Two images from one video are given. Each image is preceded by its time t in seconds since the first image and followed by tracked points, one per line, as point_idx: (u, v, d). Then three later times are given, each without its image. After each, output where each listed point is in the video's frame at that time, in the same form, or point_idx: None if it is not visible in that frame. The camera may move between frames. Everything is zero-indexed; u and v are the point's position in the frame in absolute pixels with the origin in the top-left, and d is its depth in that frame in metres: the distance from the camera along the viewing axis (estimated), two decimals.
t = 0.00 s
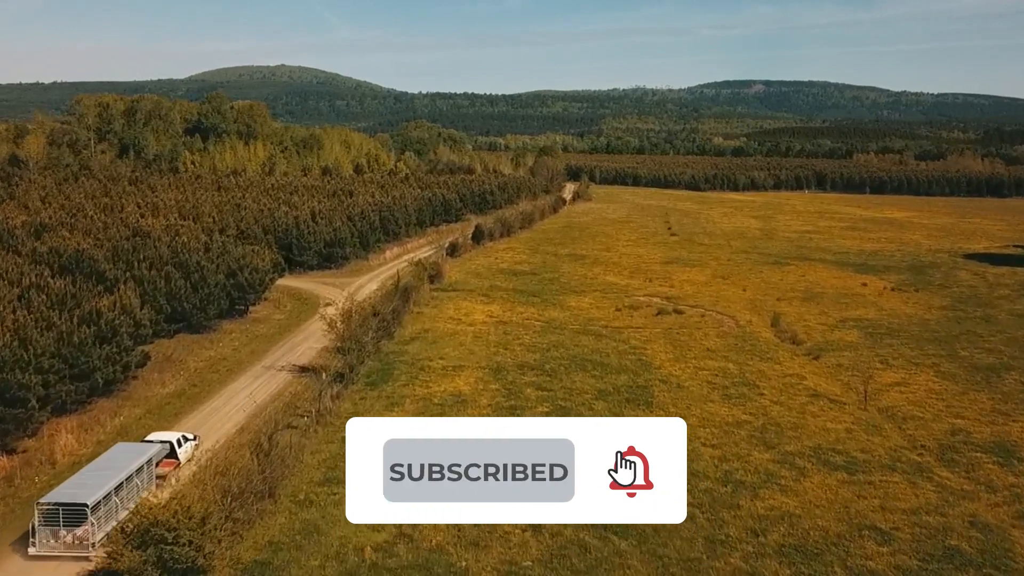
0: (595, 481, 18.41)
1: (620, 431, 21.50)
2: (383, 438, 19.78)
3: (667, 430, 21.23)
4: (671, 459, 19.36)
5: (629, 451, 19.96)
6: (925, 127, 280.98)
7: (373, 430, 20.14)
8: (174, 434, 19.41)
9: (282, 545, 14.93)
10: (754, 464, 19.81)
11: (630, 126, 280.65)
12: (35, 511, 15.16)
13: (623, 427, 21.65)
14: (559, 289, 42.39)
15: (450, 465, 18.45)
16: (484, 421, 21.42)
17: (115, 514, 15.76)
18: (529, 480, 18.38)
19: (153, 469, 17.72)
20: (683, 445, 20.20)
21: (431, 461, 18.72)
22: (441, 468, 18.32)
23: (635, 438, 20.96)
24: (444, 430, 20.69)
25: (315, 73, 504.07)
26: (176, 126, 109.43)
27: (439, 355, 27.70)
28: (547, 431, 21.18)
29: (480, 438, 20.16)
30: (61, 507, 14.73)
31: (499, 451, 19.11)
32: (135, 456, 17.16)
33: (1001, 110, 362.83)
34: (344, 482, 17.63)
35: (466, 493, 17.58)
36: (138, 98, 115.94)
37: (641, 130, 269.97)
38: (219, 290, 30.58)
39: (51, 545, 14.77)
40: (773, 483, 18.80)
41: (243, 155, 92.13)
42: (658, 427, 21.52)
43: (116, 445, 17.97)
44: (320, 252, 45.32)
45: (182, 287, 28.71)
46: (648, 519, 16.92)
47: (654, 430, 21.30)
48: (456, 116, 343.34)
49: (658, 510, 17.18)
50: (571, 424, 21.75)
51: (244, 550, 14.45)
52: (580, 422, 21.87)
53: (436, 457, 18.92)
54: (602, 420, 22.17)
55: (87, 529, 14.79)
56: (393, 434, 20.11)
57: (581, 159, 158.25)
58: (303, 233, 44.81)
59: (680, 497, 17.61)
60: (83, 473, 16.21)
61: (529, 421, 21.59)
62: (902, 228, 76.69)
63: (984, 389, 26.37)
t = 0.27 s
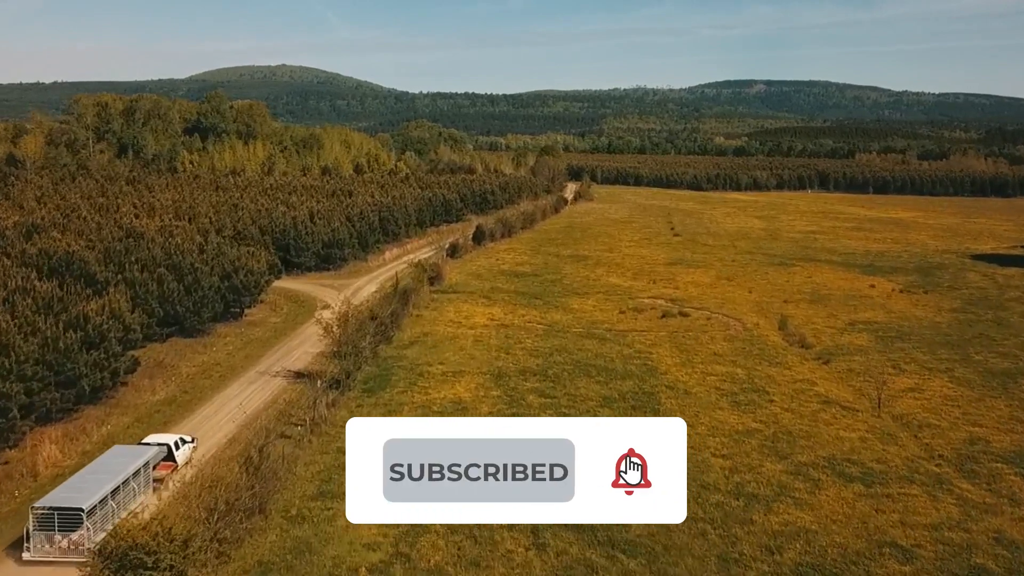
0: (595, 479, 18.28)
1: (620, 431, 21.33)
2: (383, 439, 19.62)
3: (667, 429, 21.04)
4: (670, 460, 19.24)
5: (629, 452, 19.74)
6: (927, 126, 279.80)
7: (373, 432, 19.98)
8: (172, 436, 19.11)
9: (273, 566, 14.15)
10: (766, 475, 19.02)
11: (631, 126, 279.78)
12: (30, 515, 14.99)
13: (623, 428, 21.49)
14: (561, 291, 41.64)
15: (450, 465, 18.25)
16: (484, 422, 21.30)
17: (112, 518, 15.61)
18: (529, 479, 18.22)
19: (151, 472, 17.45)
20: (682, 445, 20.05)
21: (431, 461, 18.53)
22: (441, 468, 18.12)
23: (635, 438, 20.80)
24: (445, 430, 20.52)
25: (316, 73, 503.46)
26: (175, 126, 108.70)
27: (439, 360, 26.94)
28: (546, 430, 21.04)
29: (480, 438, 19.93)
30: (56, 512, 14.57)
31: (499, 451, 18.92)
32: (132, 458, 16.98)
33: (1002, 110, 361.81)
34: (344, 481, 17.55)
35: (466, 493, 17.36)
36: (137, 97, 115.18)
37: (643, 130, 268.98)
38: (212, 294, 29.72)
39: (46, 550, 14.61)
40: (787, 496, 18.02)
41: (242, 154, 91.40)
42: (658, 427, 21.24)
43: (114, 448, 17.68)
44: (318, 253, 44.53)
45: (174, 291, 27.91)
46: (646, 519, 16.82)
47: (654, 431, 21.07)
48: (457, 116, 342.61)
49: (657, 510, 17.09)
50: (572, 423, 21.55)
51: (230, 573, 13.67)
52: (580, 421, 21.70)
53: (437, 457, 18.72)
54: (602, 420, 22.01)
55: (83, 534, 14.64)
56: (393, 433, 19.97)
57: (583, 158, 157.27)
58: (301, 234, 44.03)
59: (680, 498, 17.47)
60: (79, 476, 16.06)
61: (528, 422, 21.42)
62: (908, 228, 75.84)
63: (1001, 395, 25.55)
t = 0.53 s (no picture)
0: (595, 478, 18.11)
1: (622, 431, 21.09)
2: (382, 439, 19.58)
3: (668, 430, 20.97)
4: (670, 459, 19.02)
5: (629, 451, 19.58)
6: (929, 126, 278.40)
7: (372, 431, 19.91)
8: (169, 439, 18.66)
9: None
10: (778, 488, 18.21)
11: (632, 126, 278.60)
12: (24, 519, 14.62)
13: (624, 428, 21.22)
14: (564, 293, 40.86)
15: (450, 465, 18.15)
16: (484, 422, 21.03)
17: (108, 522, 15.22)
18: (529, 480, 18.00)
19: (148, 475, 17.02)
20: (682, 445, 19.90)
21: (431, 461, 18.45)
22: (441, 468, 18.03)
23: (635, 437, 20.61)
24: (445, 430, 20.38)
25: (317, 73, 502.47)
26: (174, 125, 107.79)
27: (438, 364, 26.15)
28: (547, 431, 20.78)
29: (481, 438, 19.77)
30: (50, 517, 14.19)
31: (499, 451, 18.80)
32: (130, 460, 16.57)
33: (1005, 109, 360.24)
34: (344, 482, 17.42)
35: (466, 493, 17.19)
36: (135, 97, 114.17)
37: (644, 129, 267.82)
38: (206, 297, 28.95)
39: (39, 555, 14.22)
40: (801, 510, 17.21)
41: (240, 154, 90.54)
42: (658, 428, 21.17)
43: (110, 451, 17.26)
44: (316, 254, 43.67)
45: (167, 294, 27.16)
46: (646, 519, 16.65)
47: (654, 432, 20.93)
48: (458, 116, 341.62)
49: (656, 511, 16.85)
50: (571, 423, 21.35)
51: None
52: (581, 422, 21.49)
53: (437, 457, 18.63)
54: (603, 420, 21.76)
55: (77, 539, 14.24)
56: (393, 433, 19.95)
57: (584, 158, 156.11)
58: (298, 235, 43.21)
59: (679, 498, 17.28)
60: (76, 479, 15.67)
61: (528, 422, 21.18)
62: (913, 228, 74.99)
63: (1018, 401, 24.78)
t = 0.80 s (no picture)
0: (596, 477, 18.05)
1: (621, 430, 20.96)
2: (383, 438, 19.26)
3: (667, 429, 20.91)
4: (671, 460, 19.04)
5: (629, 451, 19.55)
6: (932, 125, 277.19)
7: (372, 430, 19.56)
8: (165, 440, 18.30)
9: None
10: (793, 501, 17.40)
11: (633, 125, 277.59)
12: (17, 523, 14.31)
13: (625, 427, 21.06)
14: (566, 294, 40.11)
15: (450, 465, 17.92)
16: (484, 422, 20.75)
17: (102, 526, 14.92)
18: (530, 479, 17.85)
19: (144, 477, 16.68)
20: (682, 445, 19.91)
21: (431, 461, 18.20)
22: (441, 468, 17.80)
23: (635, 437, 20.58)
24: (445, 430, 20.04)
25: (317, 72, 501.69)
26: (172, 125, 106.93)
27: (437, 369, 25.35)
28: (546, 430, 20.68)
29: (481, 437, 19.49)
30: (43, 521, 13.89)
31: (500, 451, 18.60)
32: (125, 463, 16.25)
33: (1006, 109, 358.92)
34: (344, 485, 17.15)
35: (466, 494, 17.03)
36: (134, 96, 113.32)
37: (645, 129, 266.73)
38: (199, 299, 28.16)
39: (33, 560, 13.92)
40: (818, 525, 16.41)
41: (239, 153, 89.75)
42: (658, 427, 21.15)
43: (104, 453, 16.90)
44: (314, 255, 42.89)
45: (158, 297, 26.38)
46: (647, 518, 16.55)
47: (654, 432, 20.89)
48: (459, 116, 340.72)
49: (657, 511, 16.76)
50: (570, 422, 21.21)
51: None
52: (581, 421, 21.32)
53: (437, 458, 18.38)
54: (603, 420, 21.54)
55: (71, 543, 13.95)
56: (393, 433, 19.62)
57: (586, 158, 155.06)
58: (295, 236, 42.43)
59: (679, 498, 17.22)
60: (70, 481, 15.35)
61: (528, 422, 20.98)
62: (918, 228, 74.18)
63: None
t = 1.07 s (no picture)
0: (595, 478, 18.05)
1: (622, 431, 20.92)
2: (383, 438, 19.46)
3: (667, 431, 20.92)
4: (671, 460, 19.16)
5: (629, 452, 19.57)
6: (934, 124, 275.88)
7: (373, 429, 19.80)
8: (162, 442, 18.01)
9: None
10: (806, 515, 16.65)
11: (635, 125, 276.51)
12: (9, 527, 13.91)
13: (625, 427, 21.08)
14: (568, 296, 39.45)
15: (450, 465, 18.15)
16: (483, 421, 20.84)
17: (97, 530, 14.57)
18: (529, 479, 17.97)
19: (140, 480, 16.35)
20: (682, 445, 19.97)
21: (431, 461, 18.44)
22: (441, 468, 18.04)
23: (635, 437, 20.65)
24: (445, 430, 20.24)
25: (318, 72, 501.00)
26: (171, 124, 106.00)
27: (435, 375, 24.60)
28: (547, 431, 20.64)
29: (480, 438, 19.69)
30: (36, 525, 13.51)
31: (499, 451, 18.82)
32: (120, 465, 15.89)
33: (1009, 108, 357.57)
34: (344, 481, 17.31)
35: (466, 493, 17.21)
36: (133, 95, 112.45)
37: (647, 129, 265.73)
38: (192, 302, 27.45)
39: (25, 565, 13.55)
40: (833, 541, 15.66)
41: (238, 153, 88.96)
42: (657, 429, 21.17)
43: (98, 456, 16.51)
44: (311, 255, 42.16)
45: (150, 299, 25.63)
46: (646, 518, 16.51)
47: (654, 434, 20.91)
48: (460, 116, 339.74)
49: (657, 510, 16.76)
50: (571, 422, 21.13)
51: None
52: (581, 421, 21.22)
53: (437, 458, 18.65)
54: (603, 420, 21.51)
55: (65, 548, 13.59)
56: (394, 431, 19.86)
57: (588, 157, 154.13)
58: (292, 237, 41.67)
59: (679, 498, 17.19)
60: (64, 484, 14.99)
61: (528, 422, 20.94)
62: (923, 229, 73.45)
63: None
